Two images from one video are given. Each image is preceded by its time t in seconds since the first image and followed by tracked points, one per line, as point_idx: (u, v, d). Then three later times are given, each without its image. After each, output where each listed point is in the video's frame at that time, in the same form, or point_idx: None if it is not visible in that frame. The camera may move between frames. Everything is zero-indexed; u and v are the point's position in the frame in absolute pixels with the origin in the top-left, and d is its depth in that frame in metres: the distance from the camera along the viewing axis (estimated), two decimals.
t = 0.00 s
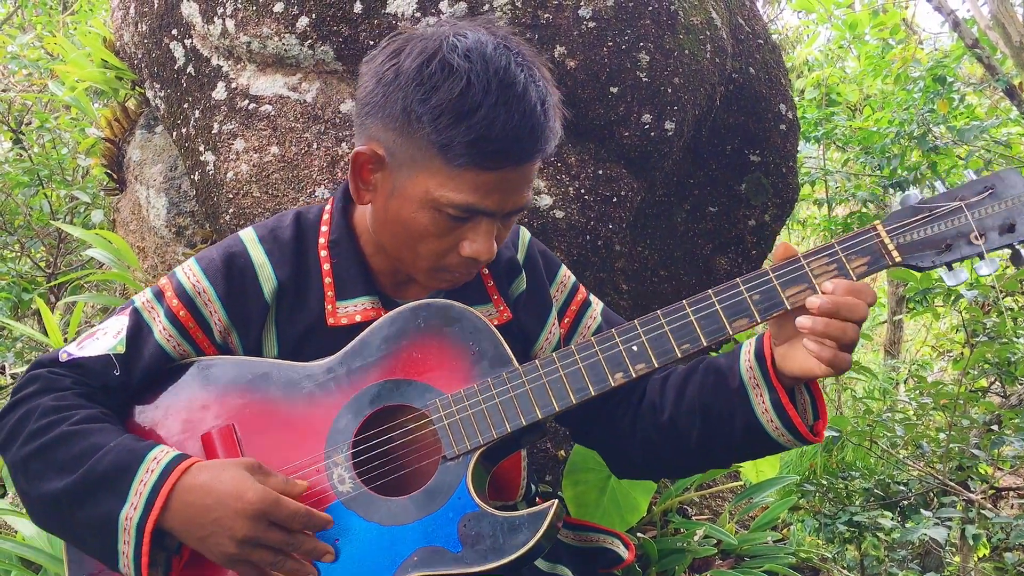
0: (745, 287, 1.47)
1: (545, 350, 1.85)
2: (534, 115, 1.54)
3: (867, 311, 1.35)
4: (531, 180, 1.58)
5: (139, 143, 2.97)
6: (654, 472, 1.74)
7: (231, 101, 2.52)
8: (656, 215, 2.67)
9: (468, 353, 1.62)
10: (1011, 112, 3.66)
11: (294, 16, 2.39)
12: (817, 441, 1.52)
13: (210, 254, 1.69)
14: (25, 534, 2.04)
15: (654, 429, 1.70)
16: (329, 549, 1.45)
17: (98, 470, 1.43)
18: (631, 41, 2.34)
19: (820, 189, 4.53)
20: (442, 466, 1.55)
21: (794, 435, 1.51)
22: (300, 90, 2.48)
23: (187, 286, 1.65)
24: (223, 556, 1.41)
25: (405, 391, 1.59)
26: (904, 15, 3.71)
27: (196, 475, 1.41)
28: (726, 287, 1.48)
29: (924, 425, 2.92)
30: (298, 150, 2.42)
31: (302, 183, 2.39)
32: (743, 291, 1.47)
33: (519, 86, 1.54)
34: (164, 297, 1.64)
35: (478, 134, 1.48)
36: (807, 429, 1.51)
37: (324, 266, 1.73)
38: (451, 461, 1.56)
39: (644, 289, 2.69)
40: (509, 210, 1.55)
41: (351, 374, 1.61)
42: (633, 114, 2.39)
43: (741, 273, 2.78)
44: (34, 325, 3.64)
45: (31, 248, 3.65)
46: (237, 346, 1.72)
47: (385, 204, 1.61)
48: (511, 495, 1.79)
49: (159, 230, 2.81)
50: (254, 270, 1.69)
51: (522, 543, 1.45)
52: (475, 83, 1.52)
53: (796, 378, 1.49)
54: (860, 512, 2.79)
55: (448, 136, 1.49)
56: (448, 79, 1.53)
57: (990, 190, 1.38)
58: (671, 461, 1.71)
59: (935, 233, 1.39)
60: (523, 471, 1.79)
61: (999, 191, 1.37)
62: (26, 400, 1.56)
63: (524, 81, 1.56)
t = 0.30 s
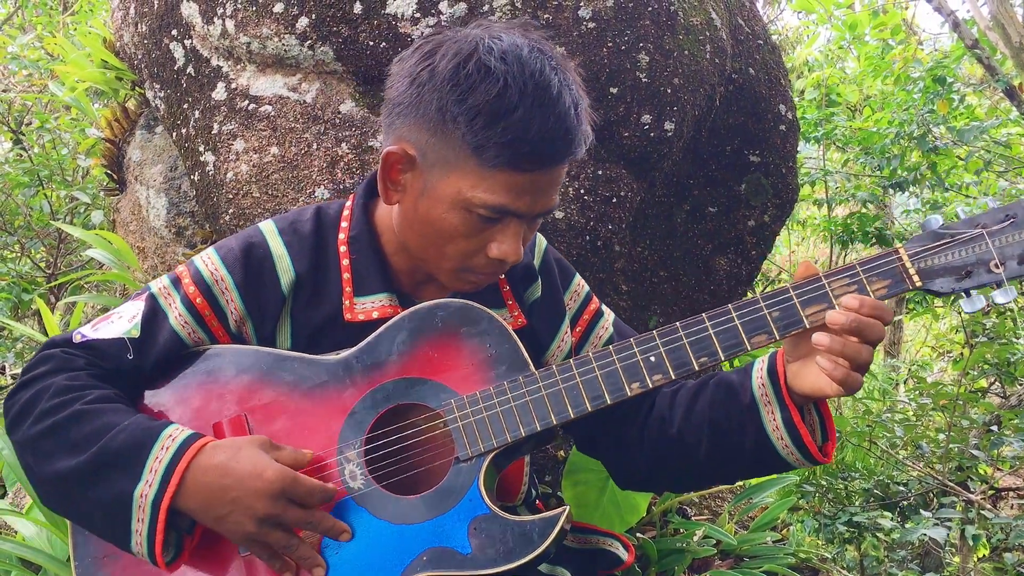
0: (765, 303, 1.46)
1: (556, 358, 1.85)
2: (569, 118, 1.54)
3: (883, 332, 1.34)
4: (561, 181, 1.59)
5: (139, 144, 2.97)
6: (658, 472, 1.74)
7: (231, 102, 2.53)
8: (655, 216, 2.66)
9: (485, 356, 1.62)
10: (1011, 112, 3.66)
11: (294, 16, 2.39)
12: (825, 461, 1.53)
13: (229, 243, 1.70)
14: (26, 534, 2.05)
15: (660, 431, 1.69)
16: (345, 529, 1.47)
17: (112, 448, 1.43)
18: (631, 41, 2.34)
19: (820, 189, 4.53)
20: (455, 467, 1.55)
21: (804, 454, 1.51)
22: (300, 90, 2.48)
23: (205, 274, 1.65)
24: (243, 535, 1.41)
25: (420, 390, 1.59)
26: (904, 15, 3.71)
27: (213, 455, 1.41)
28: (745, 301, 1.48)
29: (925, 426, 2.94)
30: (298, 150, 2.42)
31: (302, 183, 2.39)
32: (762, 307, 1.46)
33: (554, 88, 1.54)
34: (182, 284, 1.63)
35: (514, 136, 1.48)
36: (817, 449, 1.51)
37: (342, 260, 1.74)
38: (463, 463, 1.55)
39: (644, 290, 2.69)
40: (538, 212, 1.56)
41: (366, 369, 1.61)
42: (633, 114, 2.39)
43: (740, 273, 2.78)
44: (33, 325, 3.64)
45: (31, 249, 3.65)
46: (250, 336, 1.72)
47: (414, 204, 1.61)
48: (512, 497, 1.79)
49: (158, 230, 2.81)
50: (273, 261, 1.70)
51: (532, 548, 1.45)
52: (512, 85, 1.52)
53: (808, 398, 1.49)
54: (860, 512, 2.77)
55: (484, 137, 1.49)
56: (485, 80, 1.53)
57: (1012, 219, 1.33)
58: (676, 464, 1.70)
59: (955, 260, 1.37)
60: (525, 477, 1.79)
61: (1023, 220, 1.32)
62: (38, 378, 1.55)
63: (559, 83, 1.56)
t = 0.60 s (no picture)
0: (767, 305, 1.46)
1: (555, 357, 1.85)
2: (582, 109, 1.58)
3: (884, 324, 1.34)
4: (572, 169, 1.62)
5: (140, 144, 2.97)
6: (658, 473, 1.73)
7: (232, 102, 2.53)
8: (656, 216, 2.67)
9: (486, 356, 1.62)
10: (1011, 112, 3.65)
11: (295, 17, 2.40)
12: (828, 461, 1.52)
13: (231, 243, 1.70)
14: (26, 533, 2.05)
15: (660, 431, 1.69)
16: (343, 532, 1.47)
17: (111, 451, 1.43)
18: (631, 42, 2.34)
19: (820, 190, 4.53)
20: (456, 467, 1.56)
21: (805, 453, 1.50)
22: (301, 90, 2.49)
23: (207, 274, 1.65)
24: (241, 540, 1.41)
25: (421, 391, 1.59)
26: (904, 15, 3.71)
27: (213, 460, 1.41)
28: (747, 303, 1.47)
29: (924, 426, 2.92)
30: (299, 150, 2.42)
31: (302, 183, 2.39)
32: (764, 309, 1.46)
33: (568, 83, 1.56)
34: (183, 284, 1.64)
35: (540, 133, 1.50)
36: (819, 449, 1.51)
37: (344, 259, 1.74)
38: (465, 463, 1.56)
39: (644, 290, 2.69)
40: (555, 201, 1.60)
41: (367, 369, 1.61)
42: (633, 115, 2.39)
43: (740, 274, 2.77)
44: (34, 326, 3.64)
45: (32, 249, 3.65)
46: (252, 335, 1.72)
47: (436, 210, 1.61)
48: (512, 496, 1.79)
49: (159, 230, 2.81)
50: (274, 260, 1.70)
51: (533, 549, 1.45)
52: (529, 83, 1.52)
53: (810, 396, 1.49)
54: (861, 512, 2.79)
55: (511, 138, 1.50)
56: (501, 81, 1.53)
57: (1015, 220, 1.33)
58: (675, 464, 1.70)
59: (956, 261, 1.36)
60: (526, 477, 1.80)
61: None
62: (38, 379, 1.55)
63: (568, 75, 1.59)
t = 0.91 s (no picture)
0: (759, 298, 1.46)
1: (548, 354, 1.85)
2: (566, 88, 1.61)
3: (875, 318, 1.34)
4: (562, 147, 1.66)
5: (141, 145, 2.97)
6: (657, 474, 1.73)
7: (233, 103, 2.53)
8: (656, 216, 2.67)
9: (478, 356, 1.62)
10: (1012, 112, 3.65)
11: (296, 17, 2.40)
12: (822, 455, 1.52)
13: (220, 248, 1.70)
14: (26, 533, 2.04)
15: (657, 430, 1.69)
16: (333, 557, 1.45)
17: (104, 468, 1.42)
18: (632, 42, 2.34)
19: (821, 190, 4.53)
20: (450, 468, 1.55)
21: (799, 447, 1.51)
22: (302, 91, 2.48)
23: (197, 279, 1.65)
24: (224, 561, 1.41)
25: (415, 392, 1.59)
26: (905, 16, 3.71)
27: (205, 478, 1.41)
28: (739, 296, 1.48)
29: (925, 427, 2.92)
30: (300, 151, 2.42)
31: (302, 184, 2.39)
32: (756, 302, 1.46)
33: (550, 66, 1.59)
34: (174, 289, 1.64)
35: (533, 115, 1.53)
36: (813, 443, 1.51)
37: (334, 260, 1.73)
38: (459, 464, 1.55)
39: (645, 291, 2.68)
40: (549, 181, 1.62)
41: (359, 372, 1.61)
42: (634, 115, 2.39)
43: (741, 274, 2.77)
44: (34, 326, 3.64)
45: (33, 250, 3.64)
46: (244, 339, 1.72)
47: (436, 207, 1.61)
48: (511, 496, 1.79)
49: (160, 231, 2.81)
50: (264, 263, 1.70)
51: (530, 549, 1.45)
52: (515, 68, 1.54)
53: (804, 390, 1.49)
54: (861, 512, 2.79)
55: (506, 123, 1.52)
56: (488, 69, 1.54)
57: (1006, 208, 1.35)
58: (672, 464, 1.69)
59: (948, 251, 1.37)
60: (524, 473, 1.79)
61: (1016, 209, 1.34)
62: (31, 391, 1.55)
63: (548, 56, 1.62)
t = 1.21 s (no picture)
0: (746, 289, 1.45)
1: (540, 350, 1.84)
2: (543, 68, 1.64)
3: (843, 303, 1.32)
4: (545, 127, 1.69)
5: (140, 145, 2.97)
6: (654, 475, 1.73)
7: (232, 103, 2.53)
8: (656, 216, 2.67)
9: (468, 356, 1.61)
10: (1012, 113, 3.65)
11: (295, 17, 2.40)
12: (816, 445, 1.50)
13: (208, 254, 1.69)
14: (25, 534, 2.04)
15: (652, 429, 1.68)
16: (339, 553, 1.46)
17: (97, 477, 1.43)
18: (631, 42, 2.34)
19: (821, 190, 4.53)
20: (442, 468, 1.56)
21: (793, 437, 1.48)
22: (301, 91, 2.48)
23: (186, 287, 1.65)
24: (228, 560, 1.41)
25: (405, 393, 1.59)
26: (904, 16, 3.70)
27: (200, 481, 1.42)
28: (727, 288, 1.46)
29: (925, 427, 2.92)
30: (299, 151, 2.42)
31: (302, 184, 2.39)
32: (744, 294, 1.45)
33: (526, 49, 1.62)
34: (163, 298, 1.64)
35: (519, 97, 1.55)
36: (807, 433, 1.49)
37: (323, 264, 1.73)
38: (450, 464, 1.56)
39: (644, 291, 2.68)
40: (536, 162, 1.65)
41: (349, 374, 1.61)
42: (633, 115, 2.39)
43: (741, 274, 2.77)
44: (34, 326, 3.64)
45: (33, 250, 3.64)
46: (236, 345, 1.72)
47: (432, 201, 1.61)
48: (511, 494, 1.79)
49: (159, 231, 2.82)
50: (252, 269, 1.69)
51: (523, 548, 1.45)
52: (495, 53, 1.56)
53: (796, 379, 1.46)
54: (861, 513, 2.79)
55: (494, 107, 1.53)
56: (469, 57, 1.56)
57: (994, 191, 1.34)
58: (668, 462, 1.70)
59: (936, 236, 1.36)
60: (523, 471, 1.80)
61: (1004, 192, 1.33)
62: (24, 403, 1.56)
63: (521, 39, 1.65)
